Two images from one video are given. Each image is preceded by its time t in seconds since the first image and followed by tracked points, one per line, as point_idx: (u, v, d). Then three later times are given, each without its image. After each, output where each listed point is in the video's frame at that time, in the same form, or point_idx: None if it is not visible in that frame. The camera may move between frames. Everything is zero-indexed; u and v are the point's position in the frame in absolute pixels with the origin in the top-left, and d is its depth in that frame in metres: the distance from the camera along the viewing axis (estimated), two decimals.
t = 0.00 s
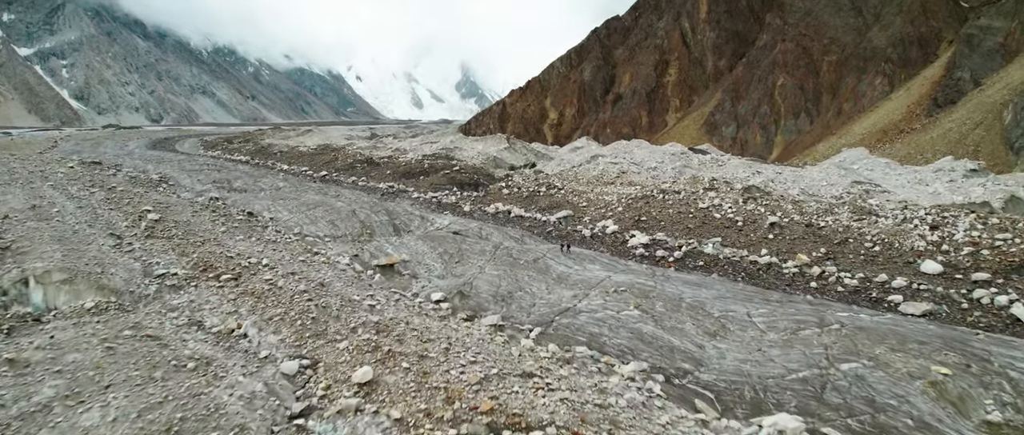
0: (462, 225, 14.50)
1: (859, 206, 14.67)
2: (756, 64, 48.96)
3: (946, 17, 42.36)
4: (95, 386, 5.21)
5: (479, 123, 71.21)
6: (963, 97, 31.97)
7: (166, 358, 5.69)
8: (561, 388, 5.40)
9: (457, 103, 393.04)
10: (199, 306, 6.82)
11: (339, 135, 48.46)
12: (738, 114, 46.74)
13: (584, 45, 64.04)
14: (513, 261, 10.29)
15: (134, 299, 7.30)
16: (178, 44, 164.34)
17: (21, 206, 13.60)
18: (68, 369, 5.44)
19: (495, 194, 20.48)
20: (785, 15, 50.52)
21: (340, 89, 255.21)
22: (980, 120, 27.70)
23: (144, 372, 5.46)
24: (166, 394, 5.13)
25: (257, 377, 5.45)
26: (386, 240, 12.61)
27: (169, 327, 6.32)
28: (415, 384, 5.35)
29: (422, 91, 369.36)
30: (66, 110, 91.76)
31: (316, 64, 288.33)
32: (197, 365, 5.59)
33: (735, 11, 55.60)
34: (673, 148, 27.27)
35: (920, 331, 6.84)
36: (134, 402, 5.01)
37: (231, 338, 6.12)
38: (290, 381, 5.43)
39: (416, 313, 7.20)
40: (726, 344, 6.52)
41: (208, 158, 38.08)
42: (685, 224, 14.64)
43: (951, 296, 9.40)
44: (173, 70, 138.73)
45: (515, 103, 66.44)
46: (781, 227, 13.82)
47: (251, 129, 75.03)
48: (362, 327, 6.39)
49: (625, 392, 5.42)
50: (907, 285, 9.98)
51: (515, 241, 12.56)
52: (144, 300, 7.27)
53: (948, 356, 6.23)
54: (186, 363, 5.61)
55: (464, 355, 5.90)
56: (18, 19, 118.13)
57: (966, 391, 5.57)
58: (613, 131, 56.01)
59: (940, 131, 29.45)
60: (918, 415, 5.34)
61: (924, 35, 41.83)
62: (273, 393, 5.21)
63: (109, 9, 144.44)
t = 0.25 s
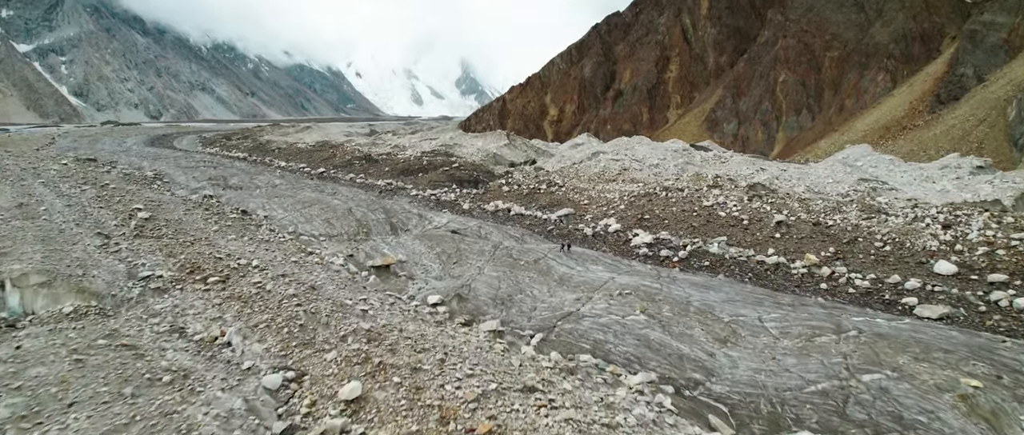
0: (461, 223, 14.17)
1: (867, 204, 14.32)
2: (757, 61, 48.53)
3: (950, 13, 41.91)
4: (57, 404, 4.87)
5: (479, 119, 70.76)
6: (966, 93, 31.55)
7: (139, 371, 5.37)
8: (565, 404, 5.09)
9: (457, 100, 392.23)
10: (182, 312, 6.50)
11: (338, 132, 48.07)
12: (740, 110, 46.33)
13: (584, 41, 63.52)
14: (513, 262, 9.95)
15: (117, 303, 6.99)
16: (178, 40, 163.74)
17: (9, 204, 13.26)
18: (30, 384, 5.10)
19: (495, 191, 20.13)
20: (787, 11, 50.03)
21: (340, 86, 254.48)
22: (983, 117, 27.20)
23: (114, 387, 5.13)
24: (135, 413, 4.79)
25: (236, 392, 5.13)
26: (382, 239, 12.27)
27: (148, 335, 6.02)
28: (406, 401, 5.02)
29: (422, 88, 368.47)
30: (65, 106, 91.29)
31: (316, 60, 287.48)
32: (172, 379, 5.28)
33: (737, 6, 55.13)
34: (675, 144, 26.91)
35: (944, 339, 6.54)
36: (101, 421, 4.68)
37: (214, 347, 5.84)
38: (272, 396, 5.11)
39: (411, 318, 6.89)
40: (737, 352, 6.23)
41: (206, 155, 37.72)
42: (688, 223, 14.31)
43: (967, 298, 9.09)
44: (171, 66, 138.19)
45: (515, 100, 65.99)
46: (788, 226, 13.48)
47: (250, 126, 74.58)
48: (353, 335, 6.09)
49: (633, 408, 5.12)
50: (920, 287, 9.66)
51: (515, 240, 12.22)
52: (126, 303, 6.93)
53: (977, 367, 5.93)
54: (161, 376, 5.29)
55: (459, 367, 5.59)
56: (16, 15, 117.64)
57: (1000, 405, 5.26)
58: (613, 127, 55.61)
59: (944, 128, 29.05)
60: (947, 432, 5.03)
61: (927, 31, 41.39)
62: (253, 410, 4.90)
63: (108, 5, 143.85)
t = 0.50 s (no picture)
0: (460, 221, 13.84)
1: (876, 202, 13.96)
2: (758, 57, 48.07)
3: (954, 8, 41.46)
4: (10, 427, 4.53)
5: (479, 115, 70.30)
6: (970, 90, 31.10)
7: (109, 387, 5.07)
8: (571, 422, 4.79)
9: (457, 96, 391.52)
10: (163, 319, 6.22)
11: (337, 128, 47.68)
12: (741, 107, 45.89)
13: (585, 37, 62.99)
14: (513, 263, 9.59)
15: (98, 307, 6.67)
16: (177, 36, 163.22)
17: None
18: None
19: (495, 189, 19.78)
20: (789, 7, 49.53)
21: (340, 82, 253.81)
22: (987, 113, 26.70)
23: (79, 405, 4.82)
24: None
25: (213, 411, 4.85)
26: (378, 238, 11.93)
27: (124, 346, 5.71)
28: (396, 422, 4.71)
29: (422, 84, 367.63)
30: (64, 103, 90.94)
31: (315, 57, 286.68)
32: (144, 395, 5.00)
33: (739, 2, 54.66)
34: (677, 141, 26.54)
35: (970, 347, 6.24)
36: None
37: (195, 358, 5.58)
38: (252, 415, 4.80)
39: (407, 324, 6.60)
40: (750, 361, 5.97)
41: (204, 152, 37.38)
42: (693, 221, 13.98)
43: (985, 301, 8.76)
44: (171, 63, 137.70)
45: (515, 96, 65.51)
46: (795, 225, 13.13)
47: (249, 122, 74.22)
48: (342, 345, 5.79)
49: (642, 426, 4.82)
50: (935, 288, 9.32)
51: (516, 240, 11.87)
52: (107, 308, 6.61)
53: (1009, 379, 5.61)
54: (133, 393, 4.99)
55: (454, 381, 5.27)
56: (15, 12, 117.22)
57: None
58: (614, 124, 55.19)
59: (947, 125, 28.63)
60: None
61: (930, 27, 40.94)
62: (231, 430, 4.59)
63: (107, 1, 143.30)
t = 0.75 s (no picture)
0: (458, 220, 13.47)
1: (885, 201, 13.62)
2: (760, 53, 47.61)
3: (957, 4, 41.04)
4: None
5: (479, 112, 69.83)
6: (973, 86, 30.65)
7: (72, 407, 4.71)
8: None
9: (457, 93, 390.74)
10: (142, 327, 5.91)
11: (336, 125, 47.22)
12: (742, 103, 45.42)
13: (585, 33, 62.47)
14: (513, 265, 9.25)
15: (76, 312, 6.33)
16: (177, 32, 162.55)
17: None
18: None
19: (495, 186, 19.41)
20: (790, 3, 49.05)
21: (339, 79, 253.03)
22: (991, 110, 26.26)
23: (38, 426, 4.48)
24: None
25: (185, 432, 4.54)
26: (373, 238, 11.57)
27: (96, 358, 5.39)
28: None
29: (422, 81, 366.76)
30: (63, 99, 90.39)
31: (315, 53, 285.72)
32: (110, 416, 4.65)
33: None
34: (679, 138, 26.14)
35: (1000, 358, 5.93)
36: None
37: (172, 370, 5.28)
38: None
39: (401, 332, 6.33)
40: (765, 372, 5.72)
41: (201, 149, 36.96)
42: (697, 220, 13.63)
43: (1004, 305, 8.45)
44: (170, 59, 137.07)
45: (515, 92, 65.03)
46: (802, 224, 12.78)
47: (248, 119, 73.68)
48: (329, 357, 5.49)
49: None
50: (952, 290, 8.99)
51: (515, 239, 11.53)
52: (86, 314, 6.27)
53: None
54: (98, 413, 4.65)
55: (449, 399, 4.98)
56: (13, 7, 116.64)
57: None
58: (614, 121, 54.75)
59: (950, 121, 28.21)
60: None
61: (933, 23, 40.52)
62: None
63: None
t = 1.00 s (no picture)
0: (455, 219, 13.13)
1: (895, 199, 13.26)
2: (761, 49, 47.14)
3: None
4: None
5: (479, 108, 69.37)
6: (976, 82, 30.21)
7: (26, 431, 4.33)
8: None
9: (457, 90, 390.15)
10: (118, 336, 5.63)
11: (335, 121, 46.83)
12: (744, 100, 44.96)
13: (585, 29, 61.97)
14: (513, 266, 8.90)
15: (51, 319, 5.97)
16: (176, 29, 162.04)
17: None
18: None
19: (495, 184, 19.06)
20: None
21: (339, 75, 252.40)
22: (995, 106, 25.82)
23: None
24: None
25: None
26: (368, 238, 11.24)
27: (64, 373, 5.07)
28: None
29: (422, 77, 365.97)
30: (62, 96, 89.99)
31: (315, 50, 285.16)
32: None
33: None
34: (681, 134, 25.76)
35: None
36: None
37: (145, 386, 5.00)
38: None
39: (394, 341, 6.07)
40: (781, 384, 5.47)
41: (198, 146, 36.60)
42: (702, 219, 13.27)
43: None
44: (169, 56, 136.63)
45: (515, 89, 64.58)
46: (810, 223, 12.43)
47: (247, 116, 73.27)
48: (315, 372, 5.22)
49: None
50: (970, 293, 8.65)
51: (515, 239, 11.18)
52: (60, 321, 5.94)
53: None
54: None
55: (443, 421, 4.71)
56: (12, 4, 116.21)
57: None
58: (615, 117, 54.36)
59: (953, 118, 27.79)
60: None
61: (935, 19, 40.08)
62: None
63: None
